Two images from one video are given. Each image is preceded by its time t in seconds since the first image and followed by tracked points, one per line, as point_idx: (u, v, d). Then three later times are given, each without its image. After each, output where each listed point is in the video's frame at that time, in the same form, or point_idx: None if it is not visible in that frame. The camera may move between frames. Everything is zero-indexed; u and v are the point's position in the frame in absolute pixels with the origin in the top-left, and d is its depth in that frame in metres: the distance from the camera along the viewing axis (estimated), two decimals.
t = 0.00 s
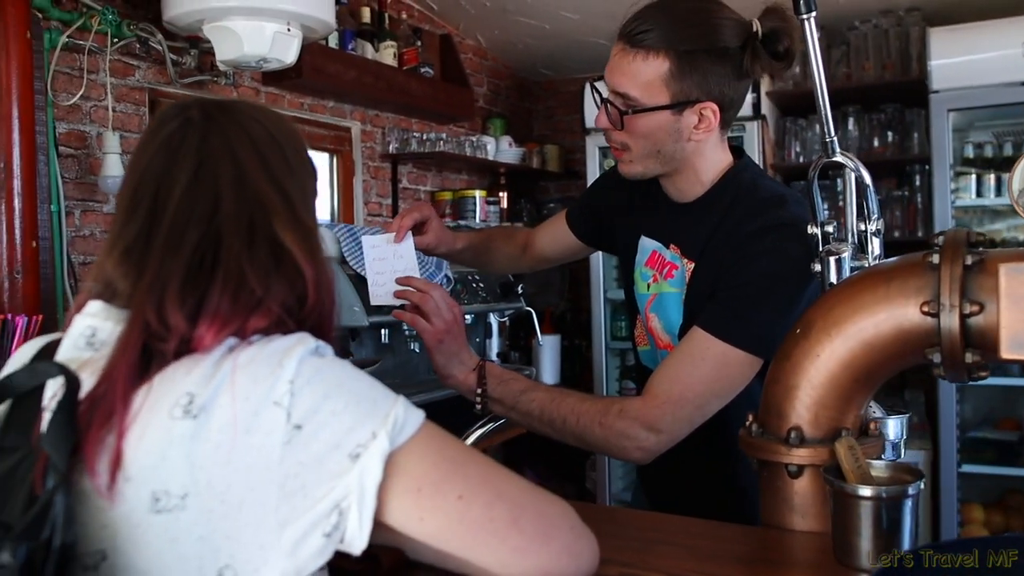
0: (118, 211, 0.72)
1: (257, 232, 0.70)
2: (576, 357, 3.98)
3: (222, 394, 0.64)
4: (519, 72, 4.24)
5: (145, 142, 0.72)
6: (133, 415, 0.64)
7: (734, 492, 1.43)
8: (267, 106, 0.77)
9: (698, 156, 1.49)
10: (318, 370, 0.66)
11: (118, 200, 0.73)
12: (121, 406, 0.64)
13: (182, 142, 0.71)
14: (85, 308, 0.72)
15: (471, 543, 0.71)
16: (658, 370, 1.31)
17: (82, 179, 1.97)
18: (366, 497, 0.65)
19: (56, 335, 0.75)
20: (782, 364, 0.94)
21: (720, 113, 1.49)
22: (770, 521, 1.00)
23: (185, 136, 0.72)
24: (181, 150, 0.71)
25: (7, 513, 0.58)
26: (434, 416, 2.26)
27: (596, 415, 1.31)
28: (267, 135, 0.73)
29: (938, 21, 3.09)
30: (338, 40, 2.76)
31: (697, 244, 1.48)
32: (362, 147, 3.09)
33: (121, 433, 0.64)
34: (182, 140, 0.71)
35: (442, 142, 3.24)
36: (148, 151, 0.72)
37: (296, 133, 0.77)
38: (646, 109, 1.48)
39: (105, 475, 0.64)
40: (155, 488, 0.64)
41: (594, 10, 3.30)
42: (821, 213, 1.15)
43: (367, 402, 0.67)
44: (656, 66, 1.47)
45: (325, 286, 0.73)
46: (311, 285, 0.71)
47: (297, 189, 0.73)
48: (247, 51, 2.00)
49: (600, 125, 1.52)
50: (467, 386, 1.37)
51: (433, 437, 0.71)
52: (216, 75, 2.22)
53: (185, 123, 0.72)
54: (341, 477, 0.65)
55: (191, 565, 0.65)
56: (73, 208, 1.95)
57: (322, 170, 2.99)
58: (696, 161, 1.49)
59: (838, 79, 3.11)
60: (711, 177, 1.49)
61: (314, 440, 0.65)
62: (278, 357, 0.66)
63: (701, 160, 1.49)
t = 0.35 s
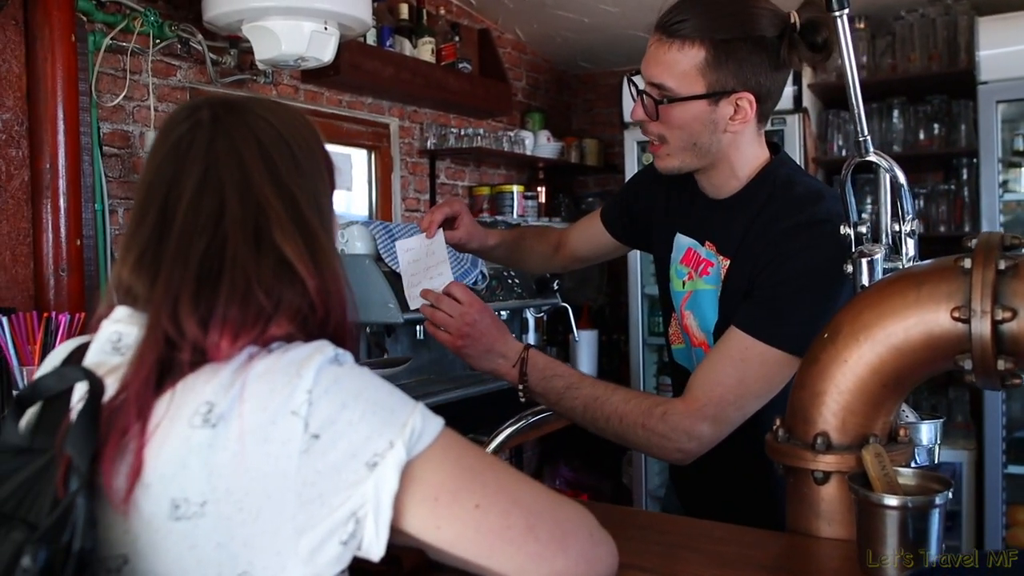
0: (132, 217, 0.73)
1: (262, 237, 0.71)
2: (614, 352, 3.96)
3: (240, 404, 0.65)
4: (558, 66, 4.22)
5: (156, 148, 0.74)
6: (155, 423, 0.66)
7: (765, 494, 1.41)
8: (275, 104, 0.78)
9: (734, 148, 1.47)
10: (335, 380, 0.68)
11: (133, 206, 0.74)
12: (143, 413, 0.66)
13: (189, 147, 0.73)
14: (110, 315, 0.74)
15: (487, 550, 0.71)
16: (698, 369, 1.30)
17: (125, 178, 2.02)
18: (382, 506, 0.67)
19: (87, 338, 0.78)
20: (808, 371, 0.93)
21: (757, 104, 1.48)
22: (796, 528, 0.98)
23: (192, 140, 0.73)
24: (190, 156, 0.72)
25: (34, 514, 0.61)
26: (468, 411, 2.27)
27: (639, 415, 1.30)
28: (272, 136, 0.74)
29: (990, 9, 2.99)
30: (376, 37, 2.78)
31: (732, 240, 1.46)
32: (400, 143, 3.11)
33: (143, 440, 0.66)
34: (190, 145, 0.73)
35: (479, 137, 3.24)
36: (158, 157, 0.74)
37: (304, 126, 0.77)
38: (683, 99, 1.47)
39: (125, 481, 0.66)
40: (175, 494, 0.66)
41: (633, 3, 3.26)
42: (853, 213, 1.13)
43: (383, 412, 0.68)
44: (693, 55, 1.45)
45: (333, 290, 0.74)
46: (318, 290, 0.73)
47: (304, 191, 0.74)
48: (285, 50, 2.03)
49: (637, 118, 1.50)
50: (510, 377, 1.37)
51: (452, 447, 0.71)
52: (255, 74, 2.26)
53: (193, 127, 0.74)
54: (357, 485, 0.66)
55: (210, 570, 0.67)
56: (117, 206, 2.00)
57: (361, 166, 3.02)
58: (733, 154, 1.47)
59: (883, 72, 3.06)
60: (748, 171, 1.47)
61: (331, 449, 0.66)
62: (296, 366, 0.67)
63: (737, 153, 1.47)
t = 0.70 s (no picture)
0: (140, 215, 0.73)
1: (269, 237, 0.71)
2: (628, 349, 3.95)
3: (247, 402, 0.65)
4: (572, 63, 4.20)
5: (163, 146, 0.74)
6: (163, 422, 0.66)
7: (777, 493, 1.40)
8: (282, 101, 0.78)
9: (752, 137, 1.46)
10: (343, 379, 0.67)
11: (141, 204, 0.74)
12: (152, 412, 0.66)
13: (197, 146, 0.73)
14: (120, 313, 0.74)
15: (496, 549, 0.71)
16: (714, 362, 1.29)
17: (140, 177, 2.04)
18: (389, 506, 0.66)
19: (96, 336, 0.78)
20: (821, 369, 0.92)
21: (778, 93, 1.46)
22: (808, 528, 0.98)
23: (199, 138, 0.73)
24: (197, 155, 0.72)
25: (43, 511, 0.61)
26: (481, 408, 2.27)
27: (656, 408, 1.29)
28: (279, 133, 0.74)
29: (1010, 3, 2.95)
30: (389, 35, 2.78)
31: (750, 231, 1.45)
32: (413, 141, 3.11)
33: (151, 439, 0.66)
34: (196, 144, 0.73)
35: (492, 135, 3.24)
36: (164, 155, 0.74)
37: (311, 122, 0.77)
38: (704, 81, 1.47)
39: (133, 480, 0.66)
40: (183, 493, 0.66)
41: None
42: (869, 211, 1.12)
43: (391, 411, 0.68)
44: (717, 37, 1.46)
45: (340, 289, 0.74)
46: (325, 289, 0.73)
47: (311, 189, 0.74)
48: (297, 49, 2.03)
49: (657, 98, 1.52)
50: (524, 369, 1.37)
51: (461, 446, 0.71)
52: (268, 73, 2.26)
53: (199, 125, 0.74)
54: (365, 485, 0.66)
55: (219, 568, 0.67)
56: (131, 205, 2.02)
57: (374, 164, 3.03)
58: (751, 142, 1.46)
59: (900, 66, 3.02)
60: (766, 161, 1.46)
61: (339, 449, 0.66)
62: (304, 365, 0.67)
63: (754, 141, 1.46)
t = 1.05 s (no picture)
0: (119, 217, 0.73)
1: (251, 240, 0.71)
2: (610, 347, 3.96)
3: (228, 406, 0.65)
4: (554, 60, 4.20)
5: (142, 147, 0.73)
6: (142, 426, 0.66)
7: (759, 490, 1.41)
8: (263, 103, 0.77)
9: (741, 130, 1.47)
10: (325, 382, 0.67)
11: (119, 205, 0.73)
12: (131, 416, 0.66)
13: (177, 147, 0.72)
14: (99, 316, 0.73)
15: (479, 552, 0.71)
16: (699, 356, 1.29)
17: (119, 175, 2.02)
18: (372, 510, 0.66)
19: (76, 339, 0.77)
20: (801, 370, 0.93)
21: (767, 87, 1.48)
22: (790, 527, 0.98)
23: (179, 139, 0.72)
24: (177, 156, 0.72)
25: (23, 517, 0.61)
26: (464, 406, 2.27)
27: (645, 401, 1.28)
28: (259, 135, 0.73)
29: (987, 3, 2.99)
30: (371, 32, 2.77)
31: (735, 227, 1.45)
32: (395, 138, 3.10)
33: (130, 443, 0.65)
34: (176, 146, 0.72)
35: (475, 132, 3.23)
36: (143, 157, 0.73)
37: (291, 123, 0.77)
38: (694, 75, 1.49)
39: (112, 485, 0.65)
40: (164, 498, 0.65)
41: None
42: (848, 211, 1.13)
43: (373, 414, 0.68)
44: (707, 32, 1.47)
45: (321, 291, 0.74)
46: (306, 291, 0.72)
47: (292, 192, 0.74)
48: (279, 46, 2.02)
49: (647, 94, 1.53)
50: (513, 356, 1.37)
51: (443, 448, 0.71)
52: (248, 70, 2.24)
53: (179, 127, 0.73)
54: (347, 489, 0.66)
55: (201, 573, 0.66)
56: (110, 203, 2.00)
57: (356, 161, 3.01)
58: (741, 136, 1.47)
59: (880, 65, 3.05)
60: (754, 155, 1.47)
61: (321, 452, 0.65)
62: (285, 368, 0.67)
63: (744, 135, 1.47)
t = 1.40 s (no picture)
0: (126, 229, 0.73)
1: (256, 252, 0.72)
2: (603, 361, 3.97)
3: (232, 417, 0.66)
4: (548, 75, 4.22)
5: (149, 160, 0.74)
6: (146, 436, 0.66)
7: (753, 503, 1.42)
8: (269, 118, 0.78)
9: (739, 144, 1.49)
10: (326, 394, 0.68)
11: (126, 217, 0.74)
12: (135, 426, 0.67)
13: (184, 160, 0.73)
14: (102, 327, 0.74)
15: (477, 563, 0.71)
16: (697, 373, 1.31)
17: (115, 186, 2.02)
18: (372, 520, 0.67)
19: (77, 350, 0.78)
20: (794, 384, 0.94)
21: (765, 102, 1.51)
22: (782, 540, 0.99)
23: (187, 152, 0.73)
24: (184, 170, 0.72)
25: (26, 528, 0.62)
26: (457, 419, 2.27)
27: (644, 413, 1.29)
28: (266, 149, 0.74)
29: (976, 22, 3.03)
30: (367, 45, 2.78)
31: (730, 241, 1.47)
32: (390, 151, 3.12)
33: (134, 453, 0.66)
34: (183, 159, 0.73)
35: (469, 146, 3.25)
36: (150, 170, 0.74)
37: (295, 137, 0.78)
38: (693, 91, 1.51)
39: (117, 494, 0.66)
40: (167, 508, 0.66)
41: (624, 13, 3.28)
42: (841, 227, 1.14)
43: (374, 426, 0.68)
44: (707, 48, 1.49)
45: (325, 303, 0.74)
46: (311, 303, 0.73)
47: (297, 206, 0.75)
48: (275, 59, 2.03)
49: (647, 109, 1.54)
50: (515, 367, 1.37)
51: (442, 459, 0.72)
52: (245, 82, 2.26)
53: (187, 140, 0.74)
54: (348, 499, 0.66)
55: None
56: (106, 214, 2.00)
57: (350, 174, 3.02)
58: (738, 150, 1.49)
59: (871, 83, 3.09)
60: (751, 170, 1.49)
61: (322, 463, 0.66)
62: (287, 380, 0.67)
63: (742, 150, 1.49)
